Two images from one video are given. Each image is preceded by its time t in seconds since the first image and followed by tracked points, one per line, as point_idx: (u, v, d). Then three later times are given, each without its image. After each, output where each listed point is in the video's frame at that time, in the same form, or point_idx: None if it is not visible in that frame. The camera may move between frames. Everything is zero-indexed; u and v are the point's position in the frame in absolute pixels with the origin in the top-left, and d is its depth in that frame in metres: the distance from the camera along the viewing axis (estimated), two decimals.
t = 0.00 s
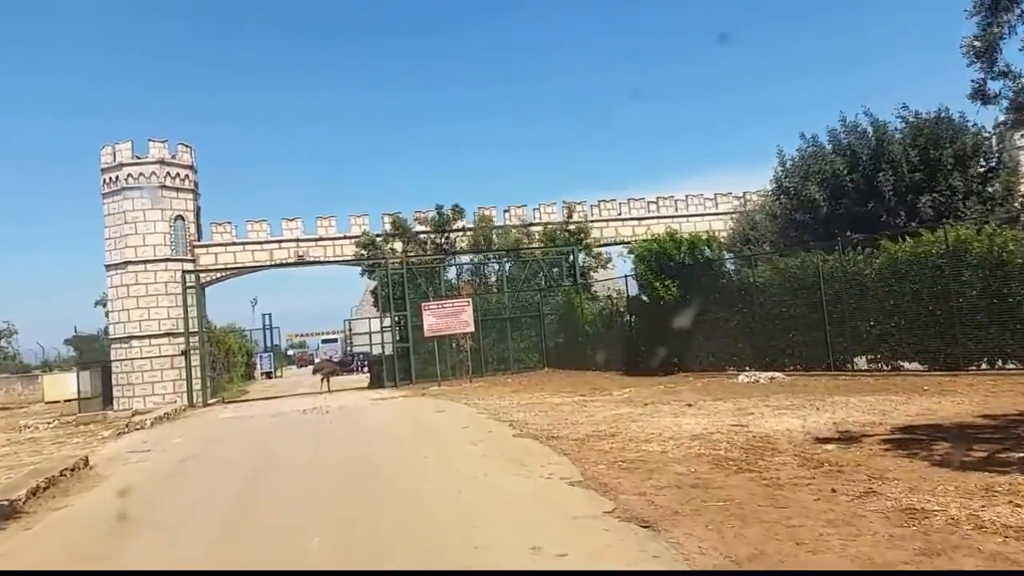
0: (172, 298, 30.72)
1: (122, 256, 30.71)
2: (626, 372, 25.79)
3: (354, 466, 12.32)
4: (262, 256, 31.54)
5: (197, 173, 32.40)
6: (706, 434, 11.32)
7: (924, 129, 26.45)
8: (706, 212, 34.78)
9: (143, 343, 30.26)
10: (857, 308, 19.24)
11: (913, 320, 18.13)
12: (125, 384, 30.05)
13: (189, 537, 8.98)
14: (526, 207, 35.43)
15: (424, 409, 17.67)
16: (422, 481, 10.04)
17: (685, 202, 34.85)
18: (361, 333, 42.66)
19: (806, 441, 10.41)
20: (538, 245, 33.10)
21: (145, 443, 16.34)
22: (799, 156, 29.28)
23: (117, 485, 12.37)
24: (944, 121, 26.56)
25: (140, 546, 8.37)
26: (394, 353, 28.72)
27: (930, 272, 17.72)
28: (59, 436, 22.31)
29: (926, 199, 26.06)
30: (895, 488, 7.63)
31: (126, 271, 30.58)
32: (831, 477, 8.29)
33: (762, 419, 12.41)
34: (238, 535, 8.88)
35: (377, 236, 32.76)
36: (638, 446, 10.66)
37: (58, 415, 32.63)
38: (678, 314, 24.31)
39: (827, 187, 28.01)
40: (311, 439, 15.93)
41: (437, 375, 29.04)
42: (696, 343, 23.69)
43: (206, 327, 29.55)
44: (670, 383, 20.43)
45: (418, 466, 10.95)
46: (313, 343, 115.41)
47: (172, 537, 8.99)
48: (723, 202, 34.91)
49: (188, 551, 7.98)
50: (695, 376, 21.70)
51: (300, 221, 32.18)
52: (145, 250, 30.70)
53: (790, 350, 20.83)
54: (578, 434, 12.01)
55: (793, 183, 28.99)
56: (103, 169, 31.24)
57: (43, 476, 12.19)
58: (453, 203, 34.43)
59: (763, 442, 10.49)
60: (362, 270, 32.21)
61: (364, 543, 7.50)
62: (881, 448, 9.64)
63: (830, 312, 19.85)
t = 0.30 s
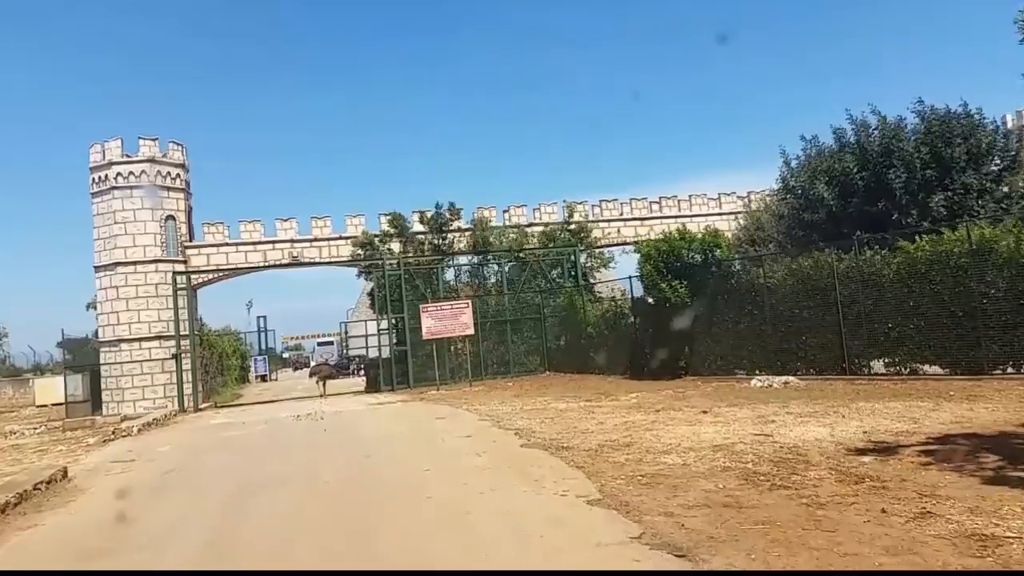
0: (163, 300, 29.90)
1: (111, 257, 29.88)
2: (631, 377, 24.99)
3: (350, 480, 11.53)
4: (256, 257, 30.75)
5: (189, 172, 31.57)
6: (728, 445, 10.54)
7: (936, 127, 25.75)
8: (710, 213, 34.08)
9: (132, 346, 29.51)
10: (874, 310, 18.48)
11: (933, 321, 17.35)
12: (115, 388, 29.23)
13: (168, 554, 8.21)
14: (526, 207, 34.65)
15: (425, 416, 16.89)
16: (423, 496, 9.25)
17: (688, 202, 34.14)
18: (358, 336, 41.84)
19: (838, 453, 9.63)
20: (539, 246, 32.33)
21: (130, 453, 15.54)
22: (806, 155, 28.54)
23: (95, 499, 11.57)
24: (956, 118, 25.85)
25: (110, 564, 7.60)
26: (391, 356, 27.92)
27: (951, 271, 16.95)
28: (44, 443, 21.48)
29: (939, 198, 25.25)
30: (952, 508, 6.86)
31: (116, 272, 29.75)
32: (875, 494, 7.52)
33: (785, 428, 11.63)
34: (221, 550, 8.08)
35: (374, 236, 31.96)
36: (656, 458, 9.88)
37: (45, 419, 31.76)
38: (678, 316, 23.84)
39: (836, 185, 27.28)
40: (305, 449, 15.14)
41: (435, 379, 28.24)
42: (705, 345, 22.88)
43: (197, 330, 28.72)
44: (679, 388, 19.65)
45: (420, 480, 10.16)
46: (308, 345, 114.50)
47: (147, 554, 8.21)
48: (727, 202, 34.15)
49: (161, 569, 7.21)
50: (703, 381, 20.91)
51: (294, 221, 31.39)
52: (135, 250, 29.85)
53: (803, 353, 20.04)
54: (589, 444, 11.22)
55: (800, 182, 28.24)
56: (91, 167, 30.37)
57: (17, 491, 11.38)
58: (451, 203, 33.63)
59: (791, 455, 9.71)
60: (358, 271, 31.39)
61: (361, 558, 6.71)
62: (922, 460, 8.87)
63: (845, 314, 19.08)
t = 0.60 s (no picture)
0: (154, 300, 29.04)
1: (101, 255, 29.07)
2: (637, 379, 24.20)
3: (346, 490, 10.74)
4: (250, 256, 29.96)
5: (182, 168, 30.80)
6: (755, 455, 9.76)
7: (951, 122, 25.01)
8: (715, 211, 33.31)
9: (123, 347, 28.63)
10: (893, 310, 17.72)
11: (956, 322, 16.58)
12: (105, 390, 28.40)
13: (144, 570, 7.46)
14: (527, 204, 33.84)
15: (425, 421, 16.09)
16: (425, 511, 8.47)
17: (693, 200, 33.38)
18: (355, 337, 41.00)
19: (878, 464, 8.87)
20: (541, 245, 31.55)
21: (115, 460, 14.73)
22: (816, 152, 27.81)
23: (72, 510, 10.81)
24: (972, 113, 25.14)
25: None
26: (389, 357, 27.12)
27: (975, 270, 16.17)
28: (29, 449, 20.65)
29: (954, 194, 24.47)
30: None
31: (106, 271, 28.94)
32: (932, 513, 6.76)
33: (813, 435, 10.86)
34: (201, 566, 7.29)
35: (371, 234, 31.16)
36: (679, 470, 9.10)
37: (34, 422, 30.91)
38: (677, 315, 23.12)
39: (847, 182, 26.50)
40: (300, 456, 14.34)
41: (435, 381, 27.45)
42: (715, 346, 22.04)
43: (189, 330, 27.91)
44: (690, 391, 18.86)
45: (422, 492, 9.38)
46: (305, 346, 113.61)
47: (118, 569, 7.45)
48: (733, 200, 33.38)
49: None
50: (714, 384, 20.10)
51: (290, 219, 30.60)
52: (126, 248, 29.04)
53: (817, 355, 19.32)
54: (603, 452, 10.45)
55: (810, 178, 27.47)
56: (81, 163, 29.57)
57: None
58: (450, 200, 32.81)
59: (827, 466, 8.93)
60: (356, 270, 30.59)
61: None
62: (974, 474, 8.10)
63: (864, 314, 18.32)
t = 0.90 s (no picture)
0: (146, 299, 28.23)
1: (92, 253, 28.26)
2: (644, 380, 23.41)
3: (342, 501, 9.98)
4: (244, 254, 29.19)
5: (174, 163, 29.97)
6: (787, 466, 8.99)
7: (966, 116, 24.22)
8: (721, 208, 32.53)
9: (114, 347, 27.83)
10: (915, 309, 16.96)
11: (982, 321, 15.80)
12: (95, 392, 27.59)
13: None
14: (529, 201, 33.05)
15: (425, 426, 15.36)
16: (429, 527, 7.72)
17: (698, 197, 32.61)
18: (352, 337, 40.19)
19: (926, 478, 8.10)
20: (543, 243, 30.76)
21: (98, 467, 13.92)
22: (826, 146, 27.03)
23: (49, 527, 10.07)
24: (988, 106, 24.36)
25: None
26: (387, 358, 26.35)
27: (1002, 267, 15.39)
28: (13, 454, 19.85)
29: (971, 189, 23.63)
30: None
31: (96, 269, 28.13)
32: (1005, 537, 6.00)
33: (846, 444, 10.08)
34: None
35: (369, 231, 30.38)
36: (707, 483, 8.34)
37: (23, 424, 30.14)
38: (678, 314, 22.55)
39: (859, 178, 25.71)
40: (293, 463, 13.58)
41: (435, 383, 26.70)
42: (725, 347, 21.19)
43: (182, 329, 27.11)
44: (702, 394, 18.09)
45: (425, 505, 8.63)
46: (302, 346, 112.59)
47: None
48: (739, 196, 32.59)
49: None
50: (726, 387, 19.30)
51: (285, 216, 29.83)
52: (116, 246, 28.23)
53: (834, 355, 18.59)
54: (621, 462, 9.68)
55: (819, 174, 26.68)
56: (70, 158, 28.73)
57: None
58: (450, 197, 31.97)
59: (869, 479, 8.17)
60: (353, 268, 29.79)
61: None
62: None
63: (883, 313, 17.58)
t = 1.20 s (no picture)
0: (137, 300, 27.42)
1: (81, 252, 27.46)
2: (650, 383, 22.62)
3: (338, 514, 9.23)
4: (238, 253, 28.43)
5: (166, 160, 29.18)
6: (824, 480, 8.21)
7: (982, 110, 23.50)
8: (726, 206, 31.75)
9: (104, 350, 27.01)
10: (938, 308, 16.20)
11: (1009, 322, 15.02)
12: (84, 396, 26.78)
13: None
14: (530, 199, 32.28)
15: (425, 433, 14.62)
16: (435, 549, 6.96)
17: (703, 195, 31.85)
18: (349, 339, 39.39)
19: (982, 494, 7.34)
20: (544, 241, 29.99)
21: (79, 478, 13.13)
22: (834, 143, 26.31)
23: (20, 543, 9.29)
24: (1004, 101, 23.63)
25: None
26: (386, 360, 25.60)
27: None
28: None
29: (987, 186, 22.86)
30: None
31: (85, 269, 27.31)
32: None
33: (883, 455, 9.30)
34: None
35: (366, 230, 29.62)
36: (740, 500, 7.58)
37: (10, 428, 29.33)
38: (686, 314, 21.73)
39: (870, 175, 24.97)
40: (287, 473, 12.85)
41: (434, 386, 25.95)
42: (735, 347, 20.33)
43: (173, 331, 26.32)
44: (714, 398, 17.33)
45: (429, 524, 7.88)
46: (298, 348, 111.71)
47: None
48: (745, 194, 31.82)
49: None
50: (739, 391, 18.52)
51: (280, 214, 29.07)
52: (106, 245, 27.44)
53: (851, 358, 17.84)
54: (642, 476, 8.91)
55: (829, 170, 25.93)
56: (59, 155, 27.94)
57: None
58: (450, 195, 31.17)
59: (920, 495, 7.39)
60: (350, 268, 29.01)
61: None
62: None
63: (904, 313, 16.82)
